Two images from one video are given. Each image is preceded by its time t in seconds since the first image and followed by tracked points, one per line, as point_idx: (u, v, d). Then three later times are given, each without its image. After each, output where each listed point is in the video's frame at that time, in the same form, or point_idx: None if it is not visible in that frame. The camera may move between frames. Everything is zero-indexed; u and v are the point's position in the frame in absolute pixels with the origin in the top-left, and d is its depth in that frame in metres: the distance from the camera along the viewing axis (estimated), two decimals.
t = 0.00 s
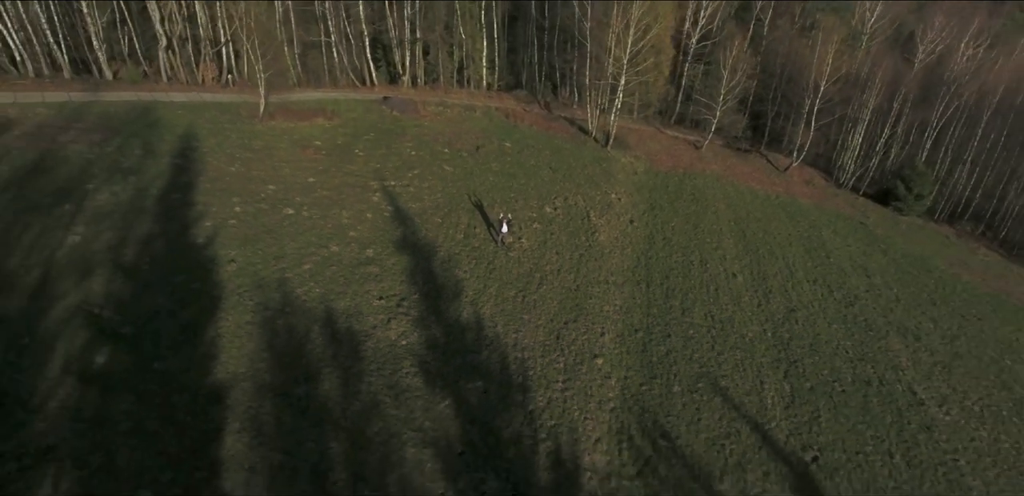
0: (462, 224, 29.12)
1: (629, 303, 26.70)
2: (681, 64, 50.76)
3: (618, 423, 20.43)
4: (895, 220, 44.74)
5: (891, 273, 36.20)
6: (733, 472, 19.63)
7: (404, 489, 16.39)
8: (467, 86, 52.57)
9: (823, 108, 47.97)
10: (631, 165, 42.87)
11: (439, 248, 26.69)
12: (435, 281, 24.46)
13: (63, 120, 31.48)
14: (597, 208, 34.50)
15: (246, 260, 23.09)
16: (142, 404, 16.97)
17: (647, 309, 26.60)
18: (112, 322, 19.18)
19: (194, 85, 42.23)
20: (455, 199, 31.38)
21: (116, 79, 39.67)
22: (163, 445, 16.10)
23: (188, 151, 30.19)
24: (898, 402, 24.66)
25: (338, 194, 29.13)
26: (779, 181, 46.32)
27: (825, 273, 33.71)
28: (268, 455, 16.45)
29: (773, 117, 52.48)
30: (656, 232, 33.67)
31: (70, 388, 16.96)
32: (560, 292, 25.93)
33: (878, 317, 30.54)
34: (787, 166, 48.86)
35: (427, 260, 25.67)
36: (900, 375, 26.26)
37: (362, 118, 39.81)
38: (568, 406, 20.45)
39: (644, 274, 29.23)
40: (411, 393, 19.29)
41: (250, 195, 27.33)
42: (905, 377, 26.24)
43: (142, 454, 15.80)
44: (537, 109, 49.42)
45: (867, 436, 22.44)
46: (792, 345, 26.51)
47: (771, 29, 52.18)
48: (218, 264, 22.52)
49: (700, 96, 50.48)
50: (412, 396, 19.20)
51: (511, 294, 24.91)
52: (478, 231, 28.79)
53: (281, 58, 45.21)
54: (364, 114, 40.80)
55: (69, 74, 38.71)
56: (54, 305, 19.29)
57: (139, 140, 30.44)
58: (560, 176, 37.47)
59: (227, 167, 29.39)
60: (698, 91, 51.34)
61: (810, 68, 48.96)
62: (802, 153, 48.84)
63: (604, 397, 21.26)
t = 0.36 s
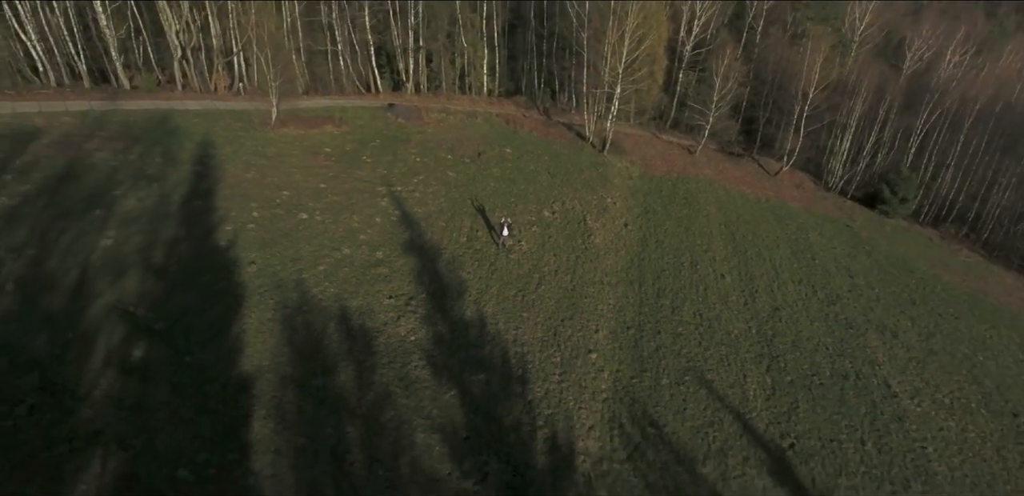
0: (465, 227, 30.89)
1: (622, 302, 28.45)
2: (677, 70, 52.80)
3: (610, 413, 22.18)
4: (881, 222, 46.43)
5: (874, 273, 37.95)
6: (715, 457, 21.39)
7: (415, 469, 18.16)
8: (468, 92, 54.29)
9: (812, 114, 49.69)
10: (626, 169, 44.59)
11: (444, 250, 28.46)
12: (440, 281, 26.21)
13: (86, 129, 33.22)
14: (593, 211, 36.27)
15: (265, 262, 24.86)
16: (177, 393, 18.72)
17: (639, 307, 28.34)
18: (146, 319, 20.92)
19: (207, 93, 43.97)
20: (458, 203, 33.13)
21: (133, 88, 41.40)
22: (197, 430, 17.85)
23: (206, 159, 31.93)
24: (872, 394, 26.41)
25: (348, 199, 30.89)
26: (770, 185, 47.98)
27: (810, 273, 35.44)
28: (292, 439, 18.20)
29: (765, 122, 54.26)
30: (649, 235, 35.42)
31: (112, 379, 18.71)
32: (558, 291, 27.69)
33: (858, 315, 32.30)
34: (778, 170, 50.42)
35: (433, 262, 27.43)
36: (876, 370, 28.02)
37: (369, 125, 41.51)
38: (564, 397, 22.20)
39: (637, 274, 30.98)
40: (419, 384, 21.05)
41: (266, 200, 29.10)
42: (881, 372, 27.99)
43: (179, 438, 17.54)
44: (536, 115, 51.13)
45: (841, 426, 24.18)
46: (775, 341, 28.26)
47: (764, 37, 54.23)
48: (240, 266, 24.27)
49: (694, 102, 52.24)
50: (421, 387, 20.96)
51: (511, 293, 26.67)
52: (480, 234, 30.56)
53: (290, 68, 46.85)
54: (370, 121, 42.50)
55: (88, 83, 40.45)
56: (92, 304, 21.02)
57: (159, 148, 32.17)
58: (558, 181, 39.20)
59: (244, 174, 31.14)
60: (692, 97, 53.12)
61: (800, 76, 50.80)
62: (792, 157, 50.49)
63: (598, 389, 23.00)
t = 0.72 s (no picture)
0: (469, 230, 32.71)
1: (616, 301, 30.26)
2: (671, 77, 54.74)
3: (603, 403, 23.96)
4: (868, 224, 48.17)
5: (858, 274, 39.75)
6: (700, 444, 23.17)
7: (424, 453, 19.95)
8: (470, 98, 56.05)
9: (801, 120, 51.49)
10: (622, 174, 46.36)
11: (449, 253, 30.26)
12: (445, 282, 28.01)
13: (108, 136, 35.00)
14: (590, 215, 38.06)
15: (282, 263, 26.67)
16: (206, 384, 20.52)
17: (632, 306, 30.17)
18: (175, 317, 22.74)
19: (219, 101, 45.80)
20: (461, 208, 34.91)
21: (149, 96, 43.25)
22: (227, 417, 19.66)
23: (223, 165, 33.72)
24: (850, 387, 28.18)
25: (357, 204, 32.68)
26: (761, 188, 49.67)
27: (796, 274, 37.22)
28: (312, 425, 19.99)
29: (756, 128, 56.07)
30: (643, 237, 37.22)
31: (148, 371, 20.52)
32: (556, 291, 29.49)
33: (840, 313, 34.10)
34: (769, 174, 52.13)
35: (438, 263, 29.21)
36: (855, 364, 29.81)
37: (374, 132, 43.28)
38: (560, 388, 24.00)
39: (630, 275, 32.79)
40: (427, 376, 22.85)
41: (281, 206, 30.93)
42: (859, 366, 29.80)
43: (211, 423, 19.35)
44: (535, 120, 52.89)
45: (819, 416, 25.97)
46: (760, 338, 30.06)
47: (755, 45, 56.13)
48: (259, 267, 26.08)
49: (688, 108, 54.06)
50: (429, 378, 22.78)
51: (511, 292, 28.48)
52: (482, 237, 32.36)
53: (297, 76, 48.52)
54: (375, 127, 44.24)
55: (106, 91, 42.27)
56: (125, 303, 22.83)
57: (178, 155, 33.95)
58: (556, 185, 41.01)
59: (259, 180, 32.93)
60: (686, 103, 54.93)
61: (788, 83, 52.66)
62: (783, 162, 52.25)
63: (592, 381, 24.79)
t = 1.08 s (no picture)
0: (471, 233, 34.50)
1: (610, 299, 32.07)
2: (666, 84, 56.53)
3: (597, 395, 25.77)
4: (855, 226, 49.96)
5: (843, 274, 41.56)
6: (686, 432, 24.98)
7: (432, 438, 21.77)
8: (470, 104, 57.82)
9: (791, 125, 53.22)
10: (618, 178, 48.16)
11: (453, 254, 32.06)
12: (450, 282, 29.80)
13: (128, 144, 36.75)
14: (587, 218, 39.87)
15: (297, 264, 28.48)
16: (231, 375, 22.30)
17: (625, 304, 31.98)
18: (200, 314, 24.52)
19: (231, 108, 47.61)
20: (464, 211, 36.71)
21: (163, 104, 45.04)
22: (252, 405, 21.46)
23: (238, 171, 35.49)
24: (830, 381, 29.98)
25: (366, 208, 34.48)
26: (752, 191, 51.44)
27: (783, 274, 39.02)
28: (329, 413, 21.81)
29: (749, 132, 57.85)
30: (637, 239, 39.03)
31: (177, 363, 22.30)
32: (554, 290, 31.30)
33: (824, 311, 35.92)
34: (761, 178, 53.89)
35: (442, 264, 31.01)
36: (835, 360, 31.63)
37: (378, 137, 45.07)
38: (557, 381, 25.79)
39: (624, 275, 34.61)
40: (434, 369, 24.65)
41: (295, 210, 32.75)
42: (839, 361, 31.61)
43: (237, 411, 21.14)
44: (534, 125, 54.67)
45: (799, 407, 27.77)
46: (746, 335, 31.86)
47: (748, 52, 57.86)
48: (276, 268, 27.89)
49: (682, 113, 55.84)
50: (435, 371, 24.59)
51: (511, 292, 30.28)
52: (484, 239, 34.13)
53: (305, 83, 50.28)
54: (381, 133, 46.02)
55: (123, 99, 44.04)
56: (154, 301, 24.62)
57: (195, 161, 35.73)
58: (555, 189, 42.82)
59: (272, 185, 34.73)
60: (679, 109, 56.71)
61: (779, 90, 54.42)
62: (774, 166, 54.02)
63: (587, 375, 26.60)
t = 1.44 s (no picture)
0: (473, 236, 36.28)
1: (605, 299, 33.86)
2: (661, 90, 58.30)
3: (592, 388, 27.55)
4: (844, 228, 51.72)
5: (829, 274, 43.36)
6: (675, 422, 26.77)
7: (439, 427, 23.57)
8: (471, 109, 59.58)
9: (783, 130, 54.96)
10: (614, 182, 49.93)
11: (456, 256, 33.84)
12: (454, 282, 31.60)
13: (145, 151, 38.50)
14: (584, 221, 41.65)
15: (311, 266, 30.28)
16: (252, 369, 24.07)
17: (620, 303, 33.76)
18: (222, 313, 26.29)
19: (241, 115, 49.39)
20: (466, 215, 38.48)
21: (177, 111, 46.77)
22: (273, 397, 23.26)
23: (251, 177, 37.27)
24: (812, 376, 31.78)
25: (373, 212, 36.27)
26: (745, 194, 53.19)
27: (771, 275, 40.82)
28: (343, 404, 23.60)
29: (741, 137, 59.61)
30: (632, 241, 40.81)
31: (203, 358, 24.07)
32: (552, 290, 33.10)
33: (810, 310, 37.71)
34: (753, 181, 55.62)
35: (447, 266, 32.79)
36: (818, 356, 33.44)
37: (383, 143, 46.84)
38: (555, 375, 27.58)
39: (619, 275, 36.40)
40: (440, 364, 26.45)
41: (306, 214, 34.54)
42: (822, 357, 33.42)
43: (259, 402, 22.93)
44: (533, 130, 56.44)
45: (782, 400, 29.57)
46: (734, 333, 33.65)
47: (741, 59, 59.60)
48: (290, 270, 29.68)
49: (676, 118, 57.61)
50: (441, 365, 26.39)
51: (512, 291, 32.06)
52: (485, 242, 35.90)
53: (312, 90, 52.02)
54: (386, 139, 47.76)
55: (138, 107, 45.74)
56: (179, 300, 26.39)
57: (210, 168, 37.48)
58: (553, 193, 44.61)
59: (284, 191, 36.51)
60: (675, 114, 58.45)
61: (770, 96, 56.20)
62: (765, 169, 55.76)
63: (583, 369, 28.39)
